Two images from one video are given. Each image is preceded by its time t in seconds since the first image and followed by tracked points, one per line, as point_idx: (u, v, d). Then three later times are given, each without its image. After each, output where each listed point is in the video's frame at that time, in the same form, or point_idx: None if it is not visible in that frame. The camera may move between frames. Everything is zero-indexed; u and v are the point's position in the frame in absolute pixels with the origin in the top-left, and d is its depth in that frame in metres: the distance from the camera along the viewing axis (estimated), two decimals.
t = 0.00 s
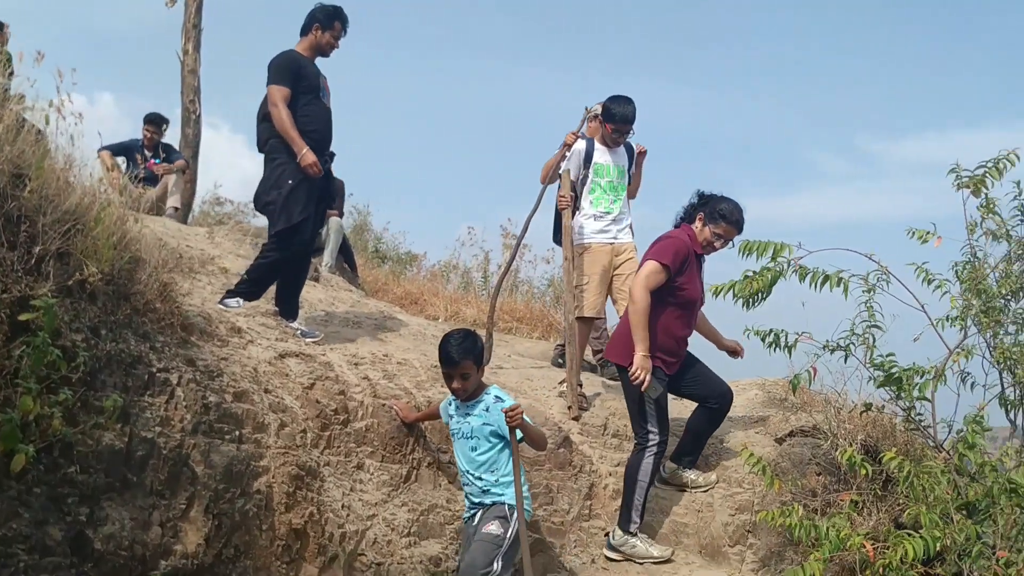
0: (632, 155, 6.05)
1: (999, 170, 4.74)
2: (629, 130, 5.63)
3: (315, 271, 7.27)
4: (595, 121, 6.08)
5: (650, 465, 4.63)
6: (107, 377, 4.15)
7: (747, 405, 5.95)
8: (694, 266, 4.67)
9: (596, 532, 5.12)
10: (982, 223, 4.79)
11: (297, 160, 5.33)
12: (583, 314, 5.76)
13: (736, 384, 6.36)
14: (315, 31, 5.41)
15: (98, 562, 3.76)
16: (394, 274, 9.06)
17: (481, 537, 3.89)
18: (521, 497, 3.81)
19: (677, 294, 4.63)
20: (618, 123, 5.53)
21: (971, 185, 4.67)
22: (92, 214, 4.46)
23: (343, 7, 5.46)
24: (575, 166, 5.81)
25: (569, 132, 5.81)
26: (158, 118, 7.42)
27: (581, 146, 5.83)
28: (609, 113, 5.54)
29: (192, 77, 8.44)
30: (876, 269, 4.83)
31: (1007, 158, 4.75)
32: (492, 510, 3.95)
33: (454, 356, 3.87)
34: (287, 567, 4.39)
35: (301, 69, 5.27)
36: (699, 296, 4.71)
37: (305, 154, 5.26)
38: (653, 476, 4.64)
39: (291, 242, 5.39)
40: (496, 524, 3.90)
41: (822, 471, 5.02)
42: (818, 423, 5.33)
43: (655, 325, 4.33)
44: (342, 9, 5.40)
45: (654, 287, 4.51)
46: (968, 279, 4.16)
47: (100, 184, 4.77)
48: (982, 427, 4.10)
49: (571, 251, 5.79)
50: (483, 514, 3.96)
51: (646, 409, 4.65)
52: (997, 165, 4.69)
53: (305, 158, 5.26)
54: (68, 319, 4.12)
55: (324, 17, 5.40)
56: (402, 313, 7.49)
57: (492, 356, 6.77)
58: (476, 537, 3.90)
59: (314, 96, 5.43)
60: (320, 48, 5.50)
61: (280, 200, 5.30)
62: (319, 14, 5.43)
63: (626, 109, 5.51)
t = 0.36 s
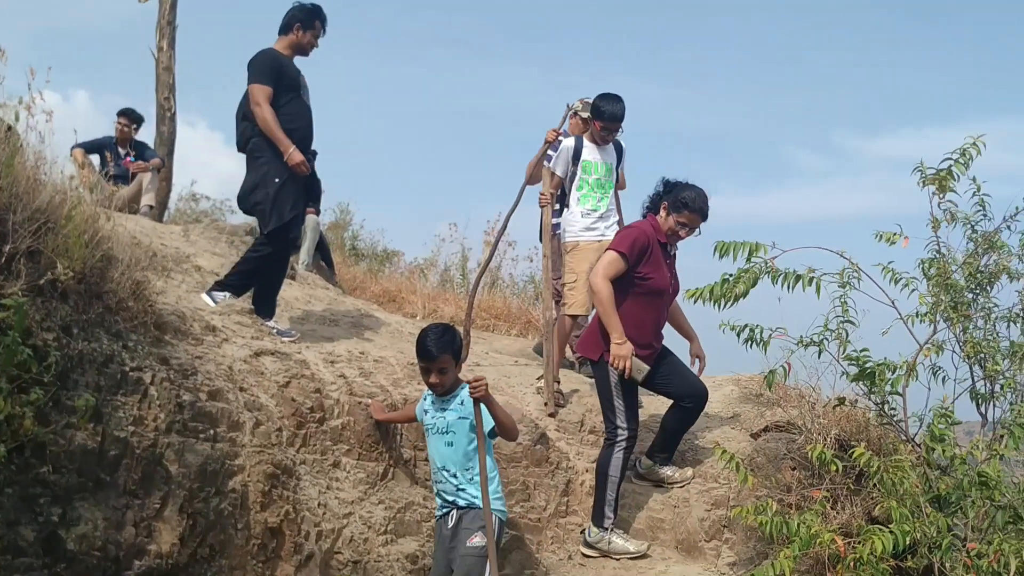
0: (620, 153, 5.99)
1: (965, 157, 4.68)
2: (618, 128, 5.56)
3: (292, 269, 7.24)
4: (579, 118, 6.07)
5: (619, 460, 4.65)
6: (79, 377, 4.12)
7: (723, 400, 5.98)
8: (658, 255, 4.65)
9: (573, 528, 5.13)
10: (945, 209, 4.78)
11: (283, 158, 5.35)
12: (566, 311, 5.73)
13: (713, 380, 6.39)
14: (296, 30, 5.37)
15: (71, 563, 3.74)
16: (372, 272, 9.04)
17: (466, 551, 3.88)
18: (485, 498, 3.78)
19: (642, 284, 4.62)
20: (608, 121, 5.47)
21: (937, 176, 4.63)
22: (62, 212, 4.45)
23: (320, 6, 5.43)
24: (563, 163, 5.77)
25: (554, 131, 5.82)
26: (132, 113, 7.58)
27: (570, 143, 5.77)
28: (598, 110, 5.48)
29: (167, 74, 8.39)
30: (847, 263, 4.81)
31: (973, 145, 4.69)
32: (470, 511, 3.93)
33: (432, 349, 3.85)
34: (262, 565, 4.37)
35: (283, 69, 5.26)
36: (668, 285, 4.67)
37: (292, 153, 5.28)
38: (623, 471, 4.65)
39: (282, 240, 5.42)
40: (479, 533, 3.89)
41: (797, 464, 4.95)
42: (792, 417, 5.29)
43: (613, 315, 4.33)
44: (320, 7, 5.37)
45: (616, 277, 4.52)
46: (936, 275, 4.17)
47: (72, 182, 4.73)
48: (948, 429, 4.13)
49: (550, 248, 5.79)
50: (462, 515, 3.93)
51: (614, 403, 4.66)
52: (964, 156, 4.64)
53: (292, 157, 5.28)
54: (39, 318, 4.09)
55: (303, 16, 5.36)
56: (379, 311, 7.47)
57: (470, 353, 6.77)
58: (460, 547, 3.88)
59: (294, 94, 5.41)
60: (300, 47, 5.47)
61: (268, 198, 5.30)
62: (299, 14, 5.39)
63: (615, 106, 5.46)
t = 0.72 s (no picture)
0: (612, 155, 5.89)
1: (928, 149, 4.66)
2: (610, 129, 5.43)
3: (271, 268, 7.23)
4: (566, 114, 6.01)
5: (599, 457, 4.65)
6: (54, 377, 4.11)
7: (701, 396, 6.02)
8: (620, 245, 4.62)
9: (552, 525, 5.16)
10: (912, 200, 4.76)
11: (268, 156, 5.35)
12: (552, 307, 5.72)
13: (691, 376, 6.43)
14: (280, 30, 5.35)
15: (47, 564, 3.73)
16: (352, 270, 9.04)
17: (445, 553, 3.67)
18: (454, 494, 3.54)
19: (604, 275, 4.61)
20: (599, 121, 5.34)
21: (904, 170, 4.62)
22: (36, 212, 4.43)
23: (302, 5, 5.42)
24: (553, 162, 5.68)
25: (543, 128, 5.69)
26: (110, 111, 7.65)
27: (561, 142, 5.69)
28: (589, 109, 5.35)
29: (144, 73, 8.34)
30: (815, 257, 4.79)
31: (935, 138, 4.67)
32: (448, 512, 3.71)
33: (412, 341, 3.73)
34: (241, 565, 4.36)
35: (267, 67, 5.25)
36: (633, 276, 4.63)
37: (276, 150, 5.27)
38: (602, 468, 4.66)
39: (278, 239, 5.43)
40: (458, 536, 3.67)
41: (774, 459, 4.95)
42: (769, 412, 5.29)
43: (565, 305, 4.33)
44: (301, 6, 5.36)
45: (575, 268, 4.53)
46: (910, 271, 4.16)
47: (47, 182, 4.71)
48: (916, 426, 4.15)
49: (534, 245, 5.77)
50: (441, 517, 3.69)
51: (593, 399, 4.64)
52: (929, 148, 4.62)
53: (277, 154, 5.27)
54: (13, 319, 4.07)
55: (286, 16, 5.35)
56: (359, 309, 7.47)
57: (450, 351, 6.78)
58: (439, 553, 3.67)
59: (277, 93, 5.42)
60: (286, 47, 5.45)
61: (261, 197, 5.29)
62: (283, 14, 5.38)
63: (607, 105, 5.33)
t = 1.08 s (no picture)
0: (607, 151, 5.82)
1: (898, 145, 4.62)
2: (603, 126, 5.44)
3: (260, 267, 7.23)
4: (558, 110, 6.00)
5: (587, 456, 4.64)
6: (41, 377, 4.11)
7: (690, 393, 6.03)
8: (601, 241, 4.64)
9: (541, 522, 5.17)
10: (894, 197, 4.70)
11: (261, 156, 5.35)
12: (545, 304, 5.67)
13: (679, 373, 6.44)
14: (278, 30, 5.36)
15: (34, 564, 3.73)
16: (342, 269, 9.04)
17: (429, 555, 3.54)
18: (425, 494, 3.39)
19: (586, 271, 4.64)
20: (593, 119, 5.34)
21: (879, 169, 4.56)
22: (22, 213, 4.42)
23: (300, 5, 5.41)
24: (547, 159, 5.57)
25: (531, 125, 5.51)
26: (98, 110, 7.64)
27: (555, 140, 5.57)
28: (583, 107, 5.35)
29: (132, 72, 8.32)
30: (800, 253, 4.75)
31: (899, 131, 4.59)
32: (433, 513, 3.58)
33: (400, 339, 3.62)
34: (229, 564, 4.36)
35: (263, 66, 5.26)
36: (615, 271, 4.64)
37: (264, 151, 5.25)
38: (591, 466, 4.65)
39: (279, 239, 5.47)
40: (444, 538, 3.54)
41: (761, 456, 4.99)
42: (757, 408, 5.29)
43: (539, 306, 4.39)
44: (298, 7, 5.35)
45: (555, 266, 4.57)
46: (895, 265, 4.17)
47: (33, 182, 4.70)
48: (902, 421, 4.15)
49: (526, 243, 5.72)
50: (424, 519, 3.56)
51: (582, 399, 4.63)
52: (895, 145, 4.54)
53: (264, 155, 5.25)
54: None
55: (285, 16, 5.35)
56: (348, 308, 7.46)
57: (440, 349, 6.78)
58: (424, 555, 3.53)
59: (273, 93, 5.42)
60: (285, 46, 5.45)
61: (258, 198, 5.32)
62: (282, 14, 5.38)
63: (602, 104, 5.33)
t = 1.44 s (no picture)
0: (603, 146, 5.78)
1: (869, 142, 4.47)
2: (598, 127, 5.34)
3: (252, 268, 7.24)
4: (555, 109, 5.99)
5: (578, 455, 4.65)
6: (30, 378, 4.11)
7: (682, 391, 6.04)
8: (587, 243, 4.64)
9: (532, 521, 5.18)
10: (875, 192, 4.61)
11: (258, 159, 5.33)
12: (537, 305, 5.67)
13: (671, 371, 6.45)
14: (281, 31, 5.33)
15: (24, 564, 3.73)
16: (335, 268, 9.05)
17: (417, 558, 3.52)
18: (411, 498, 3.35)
19: (574, 274, 4.65)
20: (587, 119, 5.25)
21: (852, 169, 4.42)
22: (11, 213, 4.42)
23: (304, 8, 5.40)
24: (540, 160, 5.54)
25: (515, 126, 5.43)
26: (89, 110, 7.64)
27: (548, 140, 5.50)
28: (576, 107, 5.25)
29: (124, 72, 8.32)
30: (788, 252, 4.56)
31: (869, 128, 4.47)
32: (421, 516, 3.54)
33: (391, 339, 3.53)
34: (220, 563, 4.37)
35: (265, 69, 5.23)
36: (602, 272, 4.62)
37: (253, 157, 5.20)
38: (582, 465, 4.66)
39: (281, 244, 5.47)
40: (431, 540, 3.51)
41: (751, 453, 4.97)
42: (746, 406, 5.28)
43: (521, 311, 4.43)
44: (302, 10, 5.34)
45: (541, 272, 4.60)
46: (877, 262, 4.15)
47: (23, 183, 4.71)
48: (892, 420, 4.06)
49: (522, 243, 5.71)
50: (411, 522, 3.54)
51: (572, 399, 4.65)
52: (867, 145, 4.39)
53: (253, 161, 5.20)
54: None
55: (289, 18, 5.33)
56: (340, 308, 7.46)
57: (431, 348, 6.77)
58: (412, 558, 3.51)
59: (275, 96, 5.40)
60: (286, 49, 5.44)
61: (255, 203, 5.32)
62: (286, 16, 5.37)
63: (595, 104, 5.24)
